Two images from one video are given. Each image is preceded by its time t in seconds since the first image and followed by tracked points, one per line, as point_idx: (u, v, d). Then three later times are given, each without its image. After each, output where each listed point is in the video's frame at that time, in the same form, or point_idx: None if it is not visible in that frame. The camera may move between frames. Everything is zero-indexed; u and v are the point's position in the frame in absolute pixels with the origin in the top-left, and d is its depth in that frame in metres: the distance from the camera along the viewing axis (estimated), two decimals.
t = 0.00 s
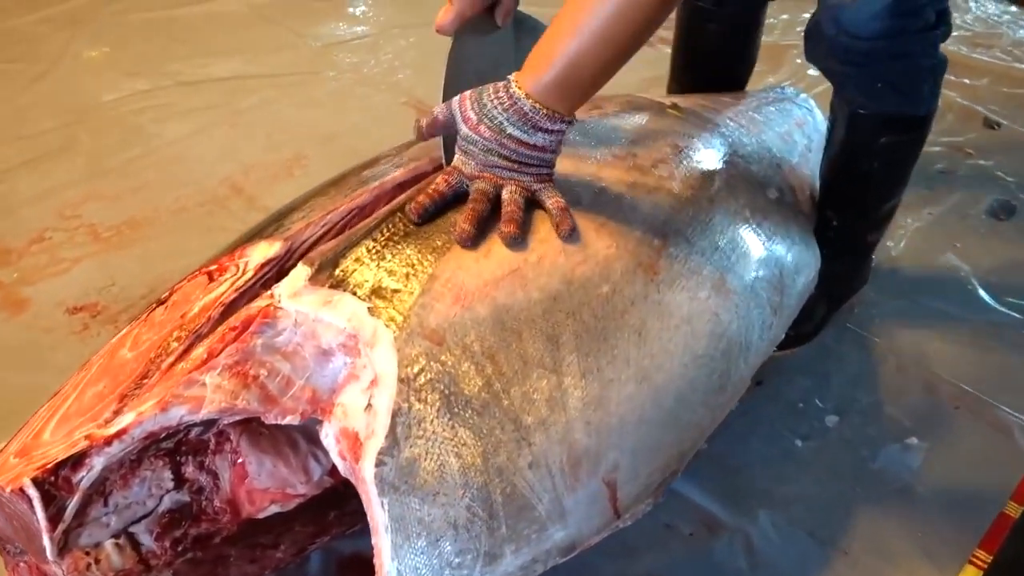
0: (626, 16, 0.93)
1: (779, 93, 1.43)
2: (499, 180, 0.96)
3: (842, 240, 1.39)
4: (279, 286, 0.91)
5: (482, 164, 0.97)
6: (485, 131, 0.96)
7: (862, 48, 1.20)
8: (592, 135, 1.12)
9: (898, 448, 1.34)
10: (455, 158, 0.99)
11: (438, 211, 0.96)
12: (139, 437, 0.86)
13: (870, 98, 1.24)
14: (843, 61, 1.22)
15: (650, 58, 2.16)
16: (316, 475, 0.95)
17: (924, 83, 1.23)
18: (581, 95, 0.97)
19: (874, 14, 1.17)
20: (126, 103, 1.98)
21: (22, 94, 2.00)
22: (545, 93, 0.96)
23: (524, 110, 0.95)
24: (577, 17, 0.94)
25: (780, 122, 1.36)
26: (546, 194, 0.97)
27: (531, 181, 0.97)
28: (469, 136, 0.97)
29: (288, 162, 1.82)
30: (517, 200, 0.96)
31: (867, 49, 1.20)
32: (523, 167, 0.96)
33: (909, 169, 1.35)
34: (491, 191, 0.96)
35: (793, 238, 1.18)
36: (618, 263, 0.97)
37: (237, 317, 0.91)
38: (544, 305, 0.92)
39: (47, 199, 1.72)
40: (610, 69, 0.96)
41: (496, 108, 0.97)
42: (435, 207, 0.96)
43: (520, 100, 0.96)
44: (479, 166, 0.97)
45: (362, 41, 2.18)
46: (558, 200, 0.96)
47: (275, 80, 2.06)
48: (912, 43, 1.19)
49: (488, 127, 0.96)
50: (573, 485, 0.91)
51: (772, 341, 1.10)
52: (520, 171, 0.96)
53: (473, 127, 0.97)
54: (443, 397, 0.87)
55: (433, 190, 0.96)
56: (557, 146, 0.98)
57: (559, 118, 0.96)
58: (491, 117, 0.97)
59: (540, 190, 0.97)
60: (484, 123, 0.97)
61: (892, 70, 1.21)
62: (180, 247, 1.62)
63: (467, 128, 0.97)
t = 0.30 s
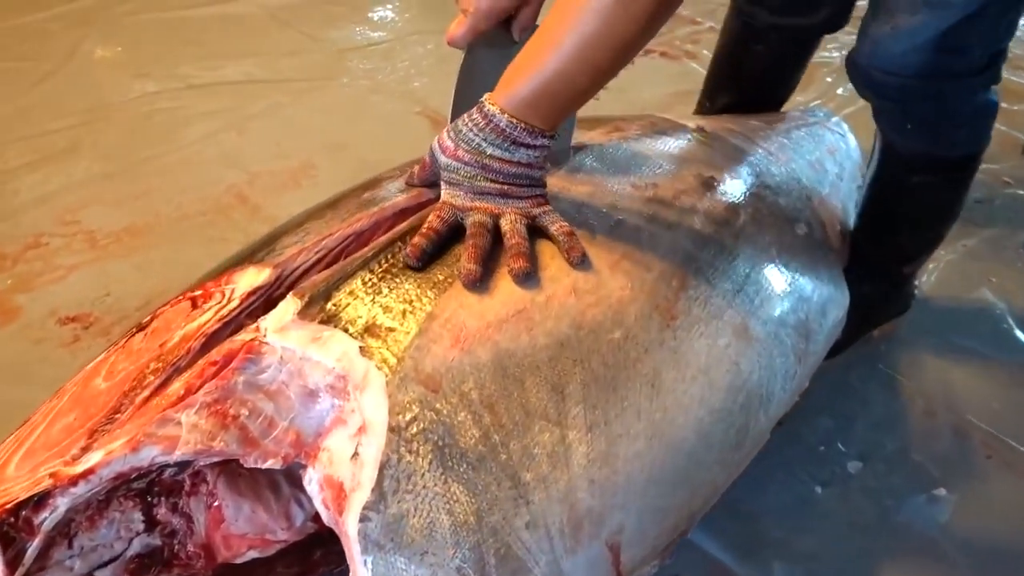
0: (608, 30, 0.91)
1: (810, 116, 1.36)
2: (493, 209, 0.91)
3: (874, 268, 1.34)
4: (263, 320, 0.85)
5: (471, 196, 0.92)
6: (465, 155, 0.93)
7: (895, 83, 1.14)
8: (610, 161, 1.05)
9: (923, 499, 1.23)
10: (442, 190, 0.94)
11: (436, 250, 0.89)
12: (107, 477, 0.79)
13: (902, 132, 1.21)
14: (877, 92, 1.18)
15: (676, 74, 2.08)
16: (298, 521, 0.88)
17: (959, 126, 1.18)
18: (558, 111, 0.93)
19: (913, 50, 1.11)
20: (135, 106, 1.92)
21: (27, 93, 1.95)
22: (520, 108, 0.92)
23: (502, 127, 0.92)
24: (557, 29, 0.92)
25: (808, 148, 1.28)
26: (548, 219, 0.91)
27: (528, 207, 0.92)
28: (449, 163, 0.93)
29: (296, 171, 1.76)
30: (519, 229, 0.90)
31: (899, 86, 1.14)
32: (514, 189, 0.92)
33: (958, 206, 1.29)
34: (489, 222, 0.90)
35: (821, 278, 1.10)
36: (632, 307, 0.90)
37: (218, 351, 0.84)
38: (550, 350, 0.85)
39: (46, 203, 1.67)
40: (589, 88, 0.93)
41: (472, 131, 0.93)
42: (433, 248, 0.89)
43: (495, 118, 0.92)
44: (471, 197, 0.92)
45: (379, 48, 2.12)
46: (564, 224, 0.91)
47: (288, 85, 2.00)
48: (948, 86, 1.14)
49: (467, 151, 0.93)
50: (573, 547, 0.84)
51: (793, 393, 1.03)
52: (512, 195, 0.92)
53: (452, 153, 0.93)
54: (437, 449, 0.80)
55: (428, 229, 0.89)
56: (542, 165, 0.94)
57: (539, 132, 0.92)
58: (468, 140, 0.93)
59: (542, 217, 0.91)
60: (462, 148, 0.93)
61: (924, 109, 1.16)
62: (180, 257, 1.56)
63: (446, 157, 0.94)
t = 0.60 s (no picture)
0: (617, 52, 0.84)
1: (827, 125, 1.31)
2: (490, 232, 0.86)
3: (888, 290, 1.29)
4: (250, 352, 0.80)
5: (467, 217, 0.87)
6: (462, 173, 0.89)
7: (911, 109, 1.12)
8: (620, 181, 1.00)
9: (940, 525, 1.17)
10: (438, 210, 0.90)
11: (431, 276, 0.84)
12: (79, 518, 0.75)
13: (918, 160, 1.18)
14: (893, 117, 1.15)
15: (690, 77, 2.03)
16: (283, 562, 0.83)
17: (977, 157, 1.15)
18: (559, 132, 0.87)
19: (931, 77, 1.08)
20: (135, 106, 1.87)
21: (24, 91, 1.91)
22: (521, 127, 0.87)
23: (500, 146, 0.87)
24: (563, 48, 0.85)
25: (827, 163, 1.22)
26: (551, 244, 0.86)
27: (528, 231, 0.87)
28: (446, 181, 0.89)
29: (296, 174, 1.71)
30: (519, 255, 0.85)
31: (916, 111, 1.12)
32: (513, 211, 0.87)
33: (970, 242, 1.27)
34: (487, 247, 0.85)
35: (840, 302, 1.05)
36: (642, 341, 0.86)
37: (200, 383, 0.80)
38: (553, 389, 0.80)
39: (39, 205, 1.62)
40: (593, 110, 0.87)
41: (470, 147, 0.89)
42: (428, 273, 0.83)
43: (494, 135, 0.88)
44: (469, 220, 0.87)
45: (384, 48, 2.07)
46: (566, 251, 0.86)
47: (292, 85, 1.95)
48: (967, 117, 1.11)
49: (465, 169, 0.89)
50: None
51: (809, 428, 0.98)
52: (511, 218, 0.87)
53: (449, 171, 0.89)
54: (431, 495, 0.75)
55: (423, 253, 0.84)
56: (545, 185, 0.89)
57: (541, 152, 0.87)
58: (466, 156, 0.89)
59: (544, 242, 0.86)
60: (459, 165, 0.89)
61: (940, 138, 1.14)
62: (174, 263, 1.51)
63: (444, 173, 0.90)
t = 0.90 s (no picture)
0: (594, 44, 0.84)
1: (826, 115, 1.28)
2: (461, 223, 0.86)
3: (886, 282, 1.28)
4: (211, 343, 0.78)
5: (435, 207, 0.87)
6: (433, 163, 0.88)
7: (939, 93, 1.06)
8: (604, 172, 0.97)
9: (934, 529, 1.14)
10: (409, 199, 0.90)
11: (399, 266, 0.84)
12: (35, 510, 0.74)
13: (940, 148, 1.12)
14: (920, 102, 1.10)
15: (692, 63, 1.99)
16: (248, 556, 0.82)
17: (1007, 148, 1.08)
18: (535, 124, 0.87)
19: (959, 61, 1.02)
20: (126, 89, 1.85)
21: (17, 75, 1.89)
22: (495, 120, 0.87)
23: (472, 137, 0.87)
24: (538, 40, 0.85)
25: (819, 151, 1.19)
26: (522, 235, 0.85)
27: (499, 222, 0.86)
28: (417, 170, 0.89)
29: (287, 161, 1.69)
30: (489, 246, 0.84)
31: (943, 96, 1.06)
32: (484, 203, 0.87)
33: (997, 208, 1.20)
34: (456, 236, 0.84)
35: (830, 293, 1.01)
36: (617, 332, 0.83)
37: (161, 374, 0.78)
38: (523, 380, 0.79)
39: (27, 191, 1.61)
40: (571, 104, 0.87)
41: (442, 137, 0.89)
42: (396, 262, 0.83)
43: (467, 126, 0.88)
44: (439, 211, 0.87)
45: (382, 33, 2.04)
46: (539, 241, 0.85)
47: (286, 70, 1.92)
48: (1000, 105, 1.04)
49: (436, 159, 0.88)
50: None
51: (793, 423, 0.95)
52: (482, 209, 0.87)
53: (421, 160, 0.89)
54: (393, 488, 0.73)
55: (392, 242, 0.84)
56: (517, 177, 0.89)
57: (513, 146, 0.87)
58: (438, 147, 0.89)
59: (515, 232, 0.86)
60: (431, 155, 0.89)
61: (966, 125, 1.07)
62: (160, 250, 1.50)
63: (415, 163, 0.90)
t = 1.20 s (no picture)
0: (579, 31, 0.83)
1: (826, 106, 1.26)
2: (445, 214, 0.86)
3: (884, 276, 1.26)
4: (191, 332, 0.79)
5: (420, 197, 0.87)
6: (419, 152, 0.89)
7: (959, 84, 1.01)
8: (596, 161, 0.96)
9: (926, 532, 1.13)
10: (394, 188, 0.90)
11: (382, 258, 0.84)
12: (12, 497, 0.74)
13: (955, 141, 1.07)
14: (937, 94, 1.04)
15: (697, 48, 1.96)
16: (228, 545, 0.81)
17: None
18: (524, 113, 0.87)
19: (981, 50, 0.98)
20: (122, 64, 1.83)
21: (14, 46, 1.87)
22: (483, 110, 0.87)
23: (458, 126, 0.87)
24: (522, 28, 0.84)
25: (817, 140, 1.18)
26: (507, 228, 0.85)
27: (484, 214, 0.86)
28: (404, 159, 0.90)
29: (284, 140, 1.67)
30: (472, 238, 0.84)
31: (963, 87, 1.01)
32: (468, 194, 0.87)
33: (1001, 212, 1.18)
34: (440, 227, 0.85)
35: (823, 289, 1.00)
36: (604, 327, 0.83)
37: (140, 362, 0.79)
38: (506, 375, 0.78)
39: (21, 165, 1.60)
40: (560, 93, 0.86)
41: (429, 125, 0.89)
42: (378, 253, 0.83)
43: (453, 115, 0.88)
44: (423, 201, 0.87)
45: (384, 11, 2.01)
46: (524, 234, 0.84)
47: (286, 47, 1.90)
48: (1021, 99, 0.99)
49: (422, 147, 0.89)
50: None
51: (783, 418, 0.94)
52: (467, 200, 0.87)
53: (407, 148, 0.89)
54: (371, 483, 0.73)
55: (375, 232, 0.84)
56: (504, 170, 0.89)
57: (499, 136, 0.87)
58: (424, 135, 0.89)
59: (500, 225, 0.86)
60: (417, 143, 0.89)
61: (984, 120, 1.02)
62: (154, 229, 1.49)
63: (402, 151, 0.90)
